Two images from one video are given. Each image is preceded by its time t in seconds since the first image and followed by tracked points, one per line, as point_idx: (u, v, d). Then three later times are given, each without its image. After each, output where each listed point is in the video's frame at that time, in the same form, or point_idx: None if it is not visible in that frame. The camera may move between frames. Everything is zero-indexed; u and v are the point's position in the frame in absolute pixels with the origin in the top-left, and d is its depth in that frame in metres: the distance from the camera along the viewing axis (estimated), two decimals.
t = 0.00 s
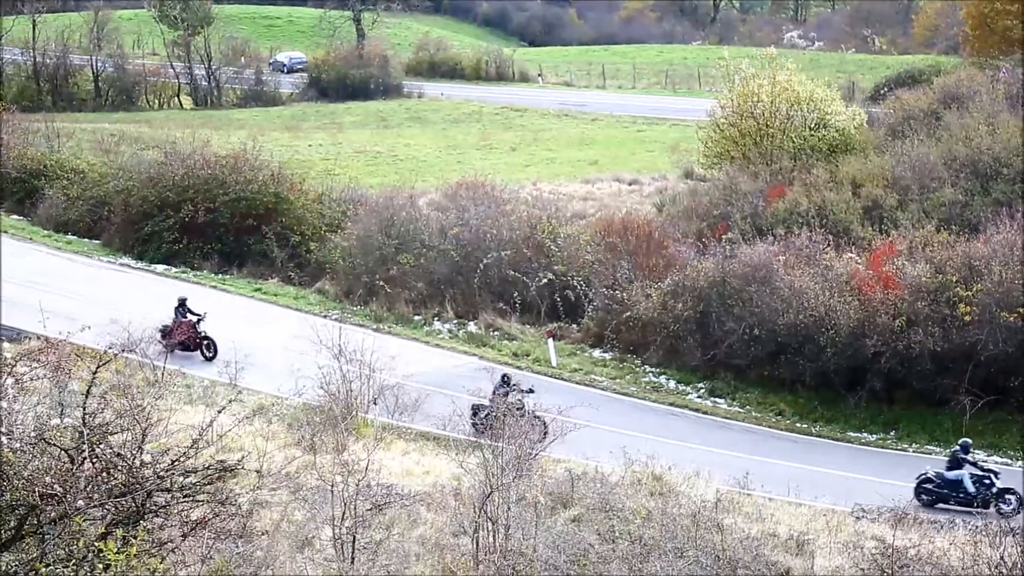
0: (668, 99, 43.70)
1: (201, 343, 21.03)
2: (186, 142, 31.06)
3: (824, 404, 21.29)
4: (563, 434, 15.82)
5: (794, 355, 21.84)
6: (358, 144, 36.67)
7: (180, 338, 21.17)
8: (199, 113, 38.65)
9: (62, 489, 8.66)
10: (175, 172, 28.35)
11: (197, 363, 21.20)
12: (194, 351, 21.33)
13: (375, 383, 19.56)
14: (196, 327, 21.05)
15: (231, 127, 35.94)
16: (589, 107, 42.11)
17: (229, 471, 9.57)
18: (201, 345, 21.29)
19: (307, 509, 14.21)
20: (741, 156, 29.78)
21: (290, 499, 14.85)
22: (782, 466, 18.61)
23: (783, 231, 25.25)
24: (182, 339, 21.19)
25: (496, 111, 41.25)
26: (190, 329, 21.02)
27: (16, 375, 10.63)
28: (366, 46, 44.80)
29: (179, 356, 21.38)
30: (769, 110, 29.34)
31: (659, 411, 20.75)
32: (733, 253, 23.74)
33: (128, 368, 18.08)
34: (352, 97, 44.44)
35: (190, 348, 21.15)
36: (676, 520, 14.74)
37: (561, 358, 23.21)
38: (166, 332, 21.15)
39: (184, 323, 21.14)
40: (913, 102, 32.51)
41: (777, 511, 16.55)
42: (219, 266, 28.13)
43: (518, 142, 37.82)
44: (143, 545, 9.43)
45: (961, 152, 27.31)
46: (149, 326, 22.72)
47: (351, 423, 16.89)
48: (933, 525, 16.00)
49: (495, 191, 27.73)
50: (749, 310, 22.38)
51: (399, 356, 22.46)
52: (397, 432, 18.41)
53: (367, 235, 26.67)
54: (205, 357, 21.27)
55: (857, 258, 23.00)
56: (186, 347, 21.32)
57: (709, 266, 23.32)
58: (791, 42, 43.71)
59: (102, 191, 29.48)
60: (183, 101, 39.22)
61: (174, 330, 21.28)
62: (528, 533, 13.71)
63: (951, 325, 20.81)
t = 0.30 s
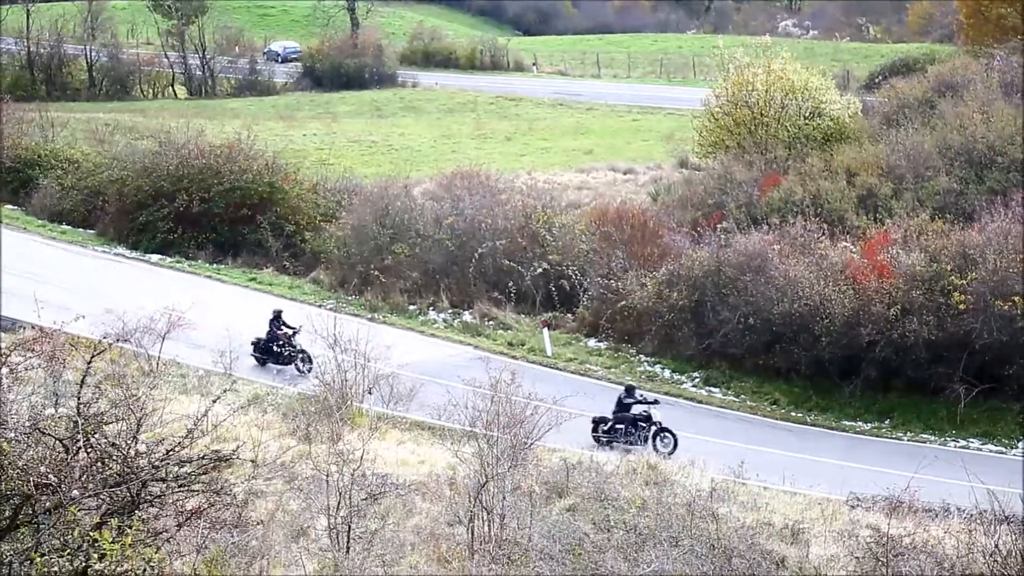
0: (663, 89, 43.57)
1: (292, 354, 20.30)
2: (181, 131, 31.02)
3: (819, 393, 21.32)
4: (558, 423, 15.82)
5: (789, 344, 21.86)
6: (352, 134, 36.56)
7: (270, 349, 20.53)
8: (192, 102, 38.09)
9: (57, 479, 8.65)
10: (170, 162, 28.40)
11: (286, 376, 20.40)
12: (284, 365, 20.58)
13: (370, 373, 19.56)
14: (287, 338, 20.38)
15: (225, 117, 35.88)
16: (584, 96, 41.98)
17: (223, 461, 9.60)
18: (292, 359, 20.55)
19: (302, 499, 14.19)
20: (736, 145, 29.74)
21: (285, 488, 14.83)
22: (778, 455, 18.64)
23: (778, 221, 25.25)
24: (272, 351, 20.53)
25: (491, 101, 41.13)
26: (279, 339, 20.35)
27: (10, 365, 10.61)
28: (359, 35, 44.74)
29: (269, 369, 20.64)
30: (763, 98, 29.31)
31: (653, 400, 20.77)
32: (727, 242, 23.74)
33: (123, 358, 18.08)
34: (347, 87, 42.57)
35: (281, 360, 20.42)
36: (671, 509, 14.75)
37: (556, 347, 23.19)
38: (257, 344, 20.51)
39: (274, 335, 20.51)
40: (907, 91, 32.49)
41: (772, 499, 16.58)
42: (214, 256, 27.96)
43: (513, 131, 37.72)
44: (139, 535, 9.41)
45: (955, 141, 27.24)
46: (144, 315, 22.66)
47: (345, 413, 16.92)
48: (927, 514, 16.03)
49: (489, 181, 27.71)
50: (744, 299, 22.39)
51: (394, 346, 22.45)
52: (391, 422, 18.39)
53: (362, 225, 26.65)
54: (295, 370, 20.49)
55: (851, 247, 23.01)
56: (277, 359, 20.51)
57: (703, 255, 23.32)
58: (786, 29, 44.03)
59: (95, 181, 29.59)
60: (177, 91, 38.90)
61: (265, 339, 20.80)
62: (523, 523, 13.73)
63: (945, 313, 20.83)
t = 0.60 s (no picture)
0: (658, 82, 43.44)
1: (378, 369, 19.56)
2: (175, 124, 30.97)
3: (814, 386, 21.37)
4: (552, 416, 15.79)
5: (783, 337, 21.90)
6: (346, 127, 36.46)
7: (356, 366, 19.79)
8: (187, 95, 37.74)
9: (51, 473, 8.67)
10: (164, 156, 28.32)
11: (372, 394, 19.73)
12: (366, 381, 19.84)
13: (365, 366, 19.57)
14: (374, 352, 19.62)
15: (218, 110, 35.84)
16: (579, 89, 41.87)
17: (217, 455, 9.64)
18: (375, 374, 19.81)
19: (298, 492, 14.18)
20: (730, 138, 29.78)
21: (280, 482, 14.82)
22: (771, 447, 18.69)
23: (773, 214, 25.26)
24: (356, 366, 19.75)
25: (485, 94, 41.06)
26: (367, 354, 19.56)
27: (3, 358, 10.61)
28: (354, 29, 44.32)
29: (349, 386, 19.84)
30: (758, 92, 29.30)
31: (648, 393, 20.79)
32: (722, 235, 23.73)
33: (117, 352, 18.09)
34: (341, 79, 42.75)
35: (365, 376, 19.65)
36: (666, 502, 14.75)
37: (551, 341, 23.19)
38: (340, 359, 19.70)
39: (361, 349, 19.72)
40: (902, 85, 32.44)
41: (766, 493, 16.62)
42: (208, 249, 27.92)
43: (507, 125, 37.68)
44: (133, 529, 9.42)
45: (950, 134, 27.11)
46: (138, 309, 22.64)
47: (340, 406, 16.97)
48: (921, 507, 16.02)
49: (483, 174, 27.65)
50: (738, 292, 22.40)
51: (389, 340, 22.43)
52: (386, 416, 18.37)
53: (356, 218, 26.64)
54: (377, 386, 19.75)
55: (846, 240, 22.99)
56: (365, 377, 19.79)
57: (698, 249, 23.32)
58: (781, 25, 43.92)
59: (89, 174, 29.55)
60: (172, 84, 38.68)
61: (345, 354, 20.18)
62: (518, 516, 13.76)
63: (940, 307, 20.73)
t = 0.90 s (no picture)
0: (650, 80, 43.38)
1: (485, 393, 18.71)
2: (165, 123, 30.89)
3: (804, 383, 21.38)
4: (543, 415, 15.77)
5: (774, 335, 21.91)
6: (337, 126, 36.38)
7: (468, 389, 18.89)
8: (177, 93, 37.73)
9: (41, 471, 8.60)
10: (155, 154, 28.24)
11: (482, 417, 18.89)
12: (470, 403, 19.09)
13: (355, 365, 19.50)
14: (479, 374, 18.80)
15: (209, 108, 35.76)
16: (570, 87, 41.82)
17: (208, 453, 9.62)
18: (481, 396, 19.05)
19: (288, 491, 14.12)
20: (721, 136, 29.91)
21: (271, 481, 14.74)
22: (762, 445, 18.68)
23: (763, 212, 25.29)
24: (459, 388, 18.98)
25: (476, 92, 41.01)
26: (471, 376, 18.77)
27: None
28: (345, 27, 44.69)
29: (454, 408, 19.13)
30: (748, 90, 29.34)
31: (639, 391, 20.77)
32: (712, 233, 23.74)
33: (108, 351, 18.03)
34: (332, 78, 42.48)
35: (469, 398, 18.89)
36: (657, 501, 14.73)
37: (542, 339, 23.17)
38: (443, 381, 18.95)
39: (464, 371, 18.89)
40: (892, 83, 32.48)
41: (758, 491, 16.61)
42: (198, 248, 27.84)
43: (498, 123, 37.65)
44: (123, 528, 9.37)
45: (940, 131, 27.12)
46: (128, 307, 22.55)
47: (331, 405, 16.91)
48: (911, 504, 16.02)
49: (474, 172, 27.61)
50: (729, 290, 22.44)
51: (379, 338, 22.37)
52: (377, 414, 18.31)
53: (347, 216, 26.60)
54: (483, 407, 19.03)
55: (836, 238, 23.01)
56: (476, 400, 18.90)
57: (689, 246, 23.34)
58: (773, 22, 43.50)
59: (79, 173, 29.45)
60: (162, 82, 38.55)
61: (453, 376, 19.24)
62: (509, 515, 13.71)
63: (930, 305, 20.77)
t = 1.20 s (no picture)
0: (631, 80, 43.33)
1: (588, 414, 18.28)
2: (144, 122, 30.68)
3: (783, 383, 21.44)
4: (522, 414, 15.74)
5: (753, 335, 21.95)
6: (317, 125, 36.27)
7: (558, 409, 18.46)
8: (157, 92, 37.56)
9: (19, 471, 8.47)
10: (134, 153, 28.04)
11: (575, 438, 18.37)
12: (573, 427, 18.46)
13: (335, 365, 19.41)
14: (580, 397, 18.35)
15: (188, 107, 35.59)
16: (551, 87, 41.74)
17: (188, 453, 9.54)
18: (583, 419, 18.53)
19: (267, 491, 14.02)
20: (700, 136, 29.90)
21: (249, 481, 14.64)
22: (742, 445, 18.71)
23: (743, 211, 25.36)
24: (560, 411, 18.47)
25: (458, 91, 40.92)
26: (571, 398, 18.32)
27: None
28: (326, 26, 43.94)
29: (552, 431, 18.54)
30: (728, 89, 29.43)
31: (619, 391, 20.76)
32: (692, 232, 23.76)
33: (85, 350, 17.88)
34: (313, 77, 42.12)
35: (571, 422, 18.36)
36: (636, 500, 14.73)
37: (522, 339, 23.15)
38: (540, 404, 18.40)
39: (564, 394, 18.44)
40: (871, 83, 32.61)
41: (738, 490, 16.63)
42: (177, 247, 27.70)
43: (479, 122, 37.61)
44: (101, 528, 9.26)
45: (919, 131, 27.24)
46: (107, 307, 22.38)
47: (310, 404, 16.81)
48: (890, 503, 16.05)
49: (454, 171, 27.55)
50: (709, 290, 22.48)
51: (359, 338, 22.28)
52: (356, 414, 18.24)
53: (327, 215, 26.51)
54: (586, 432, 18.45)
55: (815, 238, 23.07)
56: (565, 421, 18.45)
57: (668, 246, 23.35)
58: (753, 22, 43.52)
59: (58, 172, 29.29)
60: (141, 81, 38.36)
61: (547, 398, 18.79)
62: (488, 514, 13.64)
63: (908, 304, 20.85)
